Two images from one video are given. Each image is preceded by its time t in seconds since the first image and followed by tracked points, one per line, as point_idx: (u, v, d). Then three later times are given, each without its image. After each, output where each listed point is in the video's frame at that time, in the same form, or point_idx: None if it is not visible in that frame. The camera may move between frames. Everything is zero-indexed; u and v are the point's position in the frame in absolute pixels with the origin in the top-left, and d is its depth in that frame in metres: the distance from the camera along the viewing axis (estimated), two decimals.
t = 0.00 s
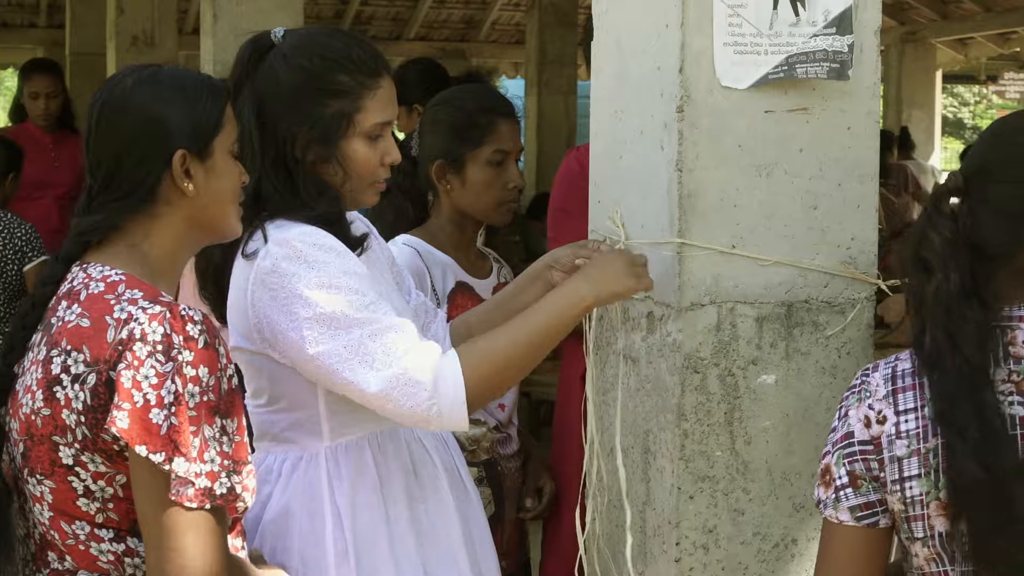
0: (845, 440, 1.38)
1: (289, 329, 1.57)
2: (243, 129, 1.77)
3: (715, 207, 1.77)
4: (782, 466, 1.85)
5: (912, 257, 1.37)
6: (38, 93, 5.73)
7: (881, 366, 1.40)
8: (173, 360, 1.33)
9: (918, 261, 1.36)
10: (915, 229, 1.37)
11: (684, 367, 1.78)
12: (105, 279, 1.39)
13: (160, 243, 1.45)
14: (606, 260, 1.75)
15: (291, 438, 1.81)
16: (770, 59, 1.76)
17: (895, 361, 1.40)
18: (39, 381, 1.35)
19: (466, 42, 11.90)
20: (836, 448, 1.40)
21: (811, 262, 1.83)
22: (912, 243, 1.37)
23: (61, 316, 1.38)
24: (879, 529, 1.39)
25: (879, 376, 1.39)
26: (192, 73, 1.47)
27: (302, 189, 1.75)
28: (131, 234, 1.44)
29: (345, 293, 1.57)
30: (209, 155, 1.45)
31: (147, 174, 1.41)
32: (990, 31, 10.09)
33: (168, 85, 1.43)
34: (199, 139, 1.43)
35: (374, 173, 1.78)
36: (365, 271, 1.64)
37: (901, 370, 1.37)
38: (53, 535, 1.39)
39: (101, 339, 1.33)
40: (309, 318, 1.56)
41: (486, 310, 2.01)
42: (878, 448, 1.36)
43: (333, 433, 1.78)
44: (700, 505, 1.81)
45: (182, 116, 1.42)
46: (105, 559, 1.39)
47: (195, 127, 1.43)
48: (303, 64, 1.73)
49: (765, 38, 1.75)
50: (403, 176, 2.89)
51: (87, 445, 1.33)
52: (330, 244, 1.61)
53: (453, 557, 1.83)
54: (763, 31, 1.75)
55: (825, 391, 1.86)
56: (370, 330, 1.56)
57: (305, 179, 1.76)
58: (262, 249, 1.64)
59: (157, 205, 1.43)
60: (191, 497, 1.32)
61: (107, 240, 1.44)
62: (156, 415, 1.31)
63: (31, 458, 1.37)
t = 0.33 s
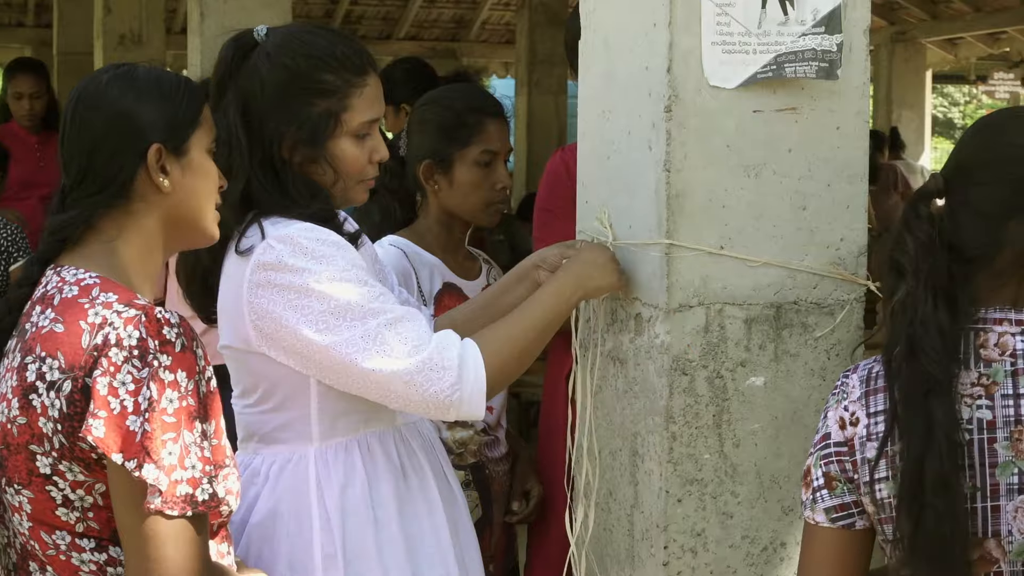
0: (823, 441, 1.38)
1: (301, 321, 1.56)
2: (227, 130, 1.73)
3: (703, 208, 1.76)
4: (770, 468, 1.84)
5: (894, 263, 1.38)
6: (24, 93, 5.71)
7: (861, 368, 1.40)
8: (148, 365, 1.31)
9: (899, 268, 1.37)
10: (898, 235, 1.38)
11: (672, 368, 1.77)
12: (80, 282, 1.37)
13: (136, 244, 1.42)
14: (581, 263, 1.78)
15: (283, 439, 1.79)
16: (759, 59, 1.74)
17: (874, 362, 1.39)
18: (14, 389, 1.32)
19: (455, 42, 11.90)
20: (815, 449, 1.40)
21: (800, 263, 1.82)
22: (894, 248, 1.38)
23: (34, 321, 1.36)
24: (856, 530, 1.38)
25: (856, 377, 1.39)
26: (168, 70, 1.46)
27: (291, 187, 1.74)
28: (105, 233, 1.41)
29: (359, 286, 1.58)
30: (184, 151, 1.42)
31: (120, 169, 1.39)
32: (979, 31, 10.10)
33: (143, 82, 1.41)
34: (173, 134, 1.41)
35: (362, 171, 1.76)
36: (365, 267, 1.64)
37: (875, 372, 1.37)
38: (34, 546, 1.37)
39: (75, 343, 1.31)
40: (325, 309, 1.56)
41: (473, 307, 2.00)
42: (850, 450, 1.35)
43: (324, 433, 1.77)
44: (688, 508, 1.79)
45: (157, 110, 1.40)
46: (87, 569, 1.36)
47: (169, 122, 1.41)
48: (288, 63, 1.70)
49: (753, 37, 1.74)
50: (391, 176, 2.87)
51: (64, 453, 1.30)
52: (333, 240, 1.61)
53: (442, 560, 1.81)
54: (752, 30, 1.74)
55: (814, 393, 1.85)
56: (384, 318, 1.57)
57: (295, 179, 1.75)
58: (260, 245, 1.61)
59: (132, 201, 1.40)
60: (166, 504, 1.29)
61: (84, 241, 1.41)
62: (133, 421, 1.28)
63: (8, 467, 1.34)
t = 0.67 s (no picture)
0: (806, 444, 1.36)
1: (277, 325, 1.55)
2: (209, 129, 1.71)
3: (687, 209, 1.74)
4: (755, 472, 1.82)
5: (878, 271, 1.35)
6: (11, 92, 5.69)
7: (846, 370, 1.38)
8: (151, 363, 1.27)
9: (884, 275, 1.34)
10: (881, 242, 1.35)
11: (655, 371, 1.74)
12: (70, 282, 1.32)
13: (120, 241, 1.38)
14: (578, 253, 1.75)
15: (264, 442, 1.75)
16: (742, 58, 1.73)
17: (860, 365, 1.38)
18: (11, 396, 1.28)
19: (447, 42, 11.90)
20: (798, 452, 1.38)
21: (784, 265, 1.80)
22: (877, 255, 1.35)
23: (25, 326, 1.31)
24: (837, 535, 1.36)
25: (841, 380, 1.37)
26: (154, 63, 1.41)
27: (273, 188, 1.71)
28: (89, 229, 1.36)
29: (336, 290, 1.56)
30: (168, 144, 1.37)
31: (103, 160, 1.33)
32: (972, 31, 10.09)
33: (124, 71, 1.36)
34: (158, 127, 1.36)
35: (344, 171, 1.74)
36: (345, 268, 1.62)
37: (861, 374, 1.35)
38: (42, 552, 1.34)
39: (74, 345, 1.27)
40: (302, 313, 1.54)
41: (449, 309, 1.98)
42: (834, 453, 1.34)
43: (307, 436, 1.74)
44: (672, 512, 1.77)
45: (142, 100, 1.35)
46: (100, 573, 1.33)
47: (154, 113, 1.36)
48: (270, 61, 1.68)
49: (737, 36, 1.72)
50: (377, 175, 2.85)
51: (70, 458, 1.27)
52: (313, 242, 1.59)
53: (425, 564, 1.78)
54: (736, 28, 1.72)
55: (798, 396, 1.83)
56: (363, 323, 1.55)
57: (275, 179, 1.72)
58: (239, 245, 1.60)
59: (116, 196, 1.35)
60: (179, 504, 1.27)
61: (66, 239, 1.37)
62: (141, 421, 1.25)
63: (10, 475, 1.31)
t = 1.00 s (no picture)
0: (799, 446, 1.35)
1: (240, 333, 1.56)
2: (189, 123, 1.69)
3: (668, 210, 1.72)
4: (739, 475, 1.79)
5: (905, 268, 1.26)
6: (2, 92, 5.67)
7: (841, 370, 1.37)
8: (158, 365, 1.26)
9: (915, 272, 1.25)
10: (908, 237, 1.26)
11: (638, 374, 1.72)
12: (67, 283, 1.29)
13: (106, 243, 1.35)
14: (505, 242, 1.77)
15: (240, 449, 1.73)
16: (725, 56, 1.70)
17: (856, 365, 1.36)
18: (8, 401, 1.26)
19: (442, 40, 11.89)
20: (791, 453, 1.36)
21: (768, 266, 1.78)
22: (904, 252, 1.27)
23: (20, 329, 1.28)
24: (828, 540, 1.35)
25: (837, 380, 1.36)
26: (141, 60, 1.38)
27: (242, 195, 1.69)
28: (81, 230, 1.34)
29: (299, 296, 1.58)
30: (158, 142, 1.34)
31: (95, 160, 1.30)
32: (967, 30, 10.08)
33: (113, 70, 1.33)
34: (149, 125, 1.33)
35: (315, 186, 1.73)
36: (307, 271, 1.63)
37: (859, 376, 1.34)
38: (41, 561, 1.31)
39: (76, 349, 1.24)
40: (264, 321, 1.56)
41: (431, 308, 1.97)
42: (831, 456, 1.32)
43: (281, 443, 1.72)
44: (654, 516, 1.75)
45: (132, 99, 1.32)
46: None
47: (145, 110, 1.33)
48: (260, 65, 1.66)
49: (720, 34, 1.70)
50: (363, 175, 2.83)
51: (72, 463, 1.24)
52: (273, 247, 1.60)
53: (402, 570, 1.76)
54: (719, 26, 1.70)
55: (783, 398, 1.81)
56: (324, 328, 1.57)
57: (246, 187, 1.70)
58: (200, 252, 1.60)
59: (106, 194, 1.32)
60: (196, 506, 1.26)
61: (57, 240, 1.34)
62: (149, 424, 1.24)
63: (9, 482, 1.28)
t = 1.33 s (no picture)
0: (798, 450, 1.32)
1: (213, 337, 1.54)
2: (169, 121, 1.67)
3: (653, 211, 1.69)
4: (724, 479, 1.78)
5: (958, 270, 1.20)
6: None
7: (840, 371, 1.33)
8: (149, 367, 1.24)
9: (973, 276, 1.20)
10: (959, 240, 1.20)
11: (622, 376, 1.70)
12: (56, 284, 1.26)
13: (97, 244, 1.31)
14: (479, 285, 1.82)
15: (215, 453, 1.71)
16: (711, 55, 1.68)
17: (856, 367, 1.32)
18: None
19: (440, 40, 11.87)
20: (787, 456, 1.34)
21: (754, 267, 1.76)
22: (958, 252, 1.20)
23: (8, 330, 1.25)
24: (822, 547, 1.33)
25: (838, 382, 1.32)
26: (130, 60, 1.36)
27: (220, 199, 1.66)
28: (67, 230, 1.30)
29: (273, 301, 1.56)
30: (148, 143, 1.32)
31: (84, 159, 1.27)
32: (965, 29, 10.06)
33: (102, 69, 1.31)
34: (138, 125, 1.30)
35: (294, 190, 1.71)
36: (282, 277, 1.61)
37: (862, 378, 1.30)
38: (27, 565, 1.28)
39: (66, 351, 1.22)
40: (238, 325, 1.54)
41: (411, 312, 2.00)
42: (831, 461, 1.29)
43: (257, 449, 1.69)
44: (639, 520, 1.73)
45: (122, 98, 1.30)
46: None
47: (134, 110, 1.30)
48: (244, 66, 1.64)
49: (705, 32, 1.67)
50: (350, 175, 2.81)
51: (60, 466, 1.22)
52: (249, 251, 1.58)
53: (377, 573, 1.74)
54: (704, 24, 1.67)
55: (769, 401, 1.79)
56: (300, 332, 1.55)
57: (223, 186, 1.67)
58: (174, 256, 1.58)
59: (95, 196, 1.29)
60: (185, 512, 1.24)
61: (45, 240, 1.31)
62: (139, 427, 1.22)
63: None
